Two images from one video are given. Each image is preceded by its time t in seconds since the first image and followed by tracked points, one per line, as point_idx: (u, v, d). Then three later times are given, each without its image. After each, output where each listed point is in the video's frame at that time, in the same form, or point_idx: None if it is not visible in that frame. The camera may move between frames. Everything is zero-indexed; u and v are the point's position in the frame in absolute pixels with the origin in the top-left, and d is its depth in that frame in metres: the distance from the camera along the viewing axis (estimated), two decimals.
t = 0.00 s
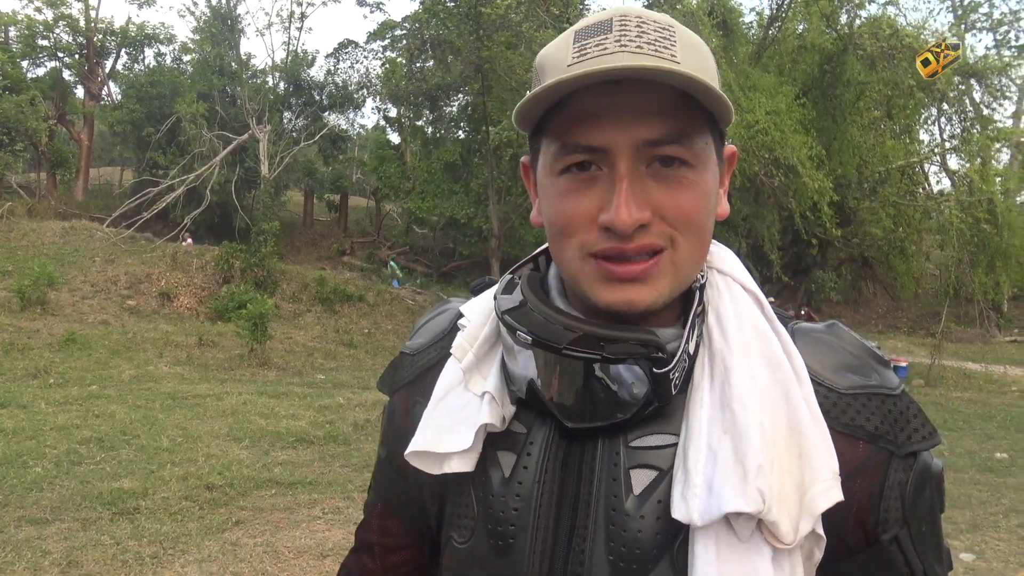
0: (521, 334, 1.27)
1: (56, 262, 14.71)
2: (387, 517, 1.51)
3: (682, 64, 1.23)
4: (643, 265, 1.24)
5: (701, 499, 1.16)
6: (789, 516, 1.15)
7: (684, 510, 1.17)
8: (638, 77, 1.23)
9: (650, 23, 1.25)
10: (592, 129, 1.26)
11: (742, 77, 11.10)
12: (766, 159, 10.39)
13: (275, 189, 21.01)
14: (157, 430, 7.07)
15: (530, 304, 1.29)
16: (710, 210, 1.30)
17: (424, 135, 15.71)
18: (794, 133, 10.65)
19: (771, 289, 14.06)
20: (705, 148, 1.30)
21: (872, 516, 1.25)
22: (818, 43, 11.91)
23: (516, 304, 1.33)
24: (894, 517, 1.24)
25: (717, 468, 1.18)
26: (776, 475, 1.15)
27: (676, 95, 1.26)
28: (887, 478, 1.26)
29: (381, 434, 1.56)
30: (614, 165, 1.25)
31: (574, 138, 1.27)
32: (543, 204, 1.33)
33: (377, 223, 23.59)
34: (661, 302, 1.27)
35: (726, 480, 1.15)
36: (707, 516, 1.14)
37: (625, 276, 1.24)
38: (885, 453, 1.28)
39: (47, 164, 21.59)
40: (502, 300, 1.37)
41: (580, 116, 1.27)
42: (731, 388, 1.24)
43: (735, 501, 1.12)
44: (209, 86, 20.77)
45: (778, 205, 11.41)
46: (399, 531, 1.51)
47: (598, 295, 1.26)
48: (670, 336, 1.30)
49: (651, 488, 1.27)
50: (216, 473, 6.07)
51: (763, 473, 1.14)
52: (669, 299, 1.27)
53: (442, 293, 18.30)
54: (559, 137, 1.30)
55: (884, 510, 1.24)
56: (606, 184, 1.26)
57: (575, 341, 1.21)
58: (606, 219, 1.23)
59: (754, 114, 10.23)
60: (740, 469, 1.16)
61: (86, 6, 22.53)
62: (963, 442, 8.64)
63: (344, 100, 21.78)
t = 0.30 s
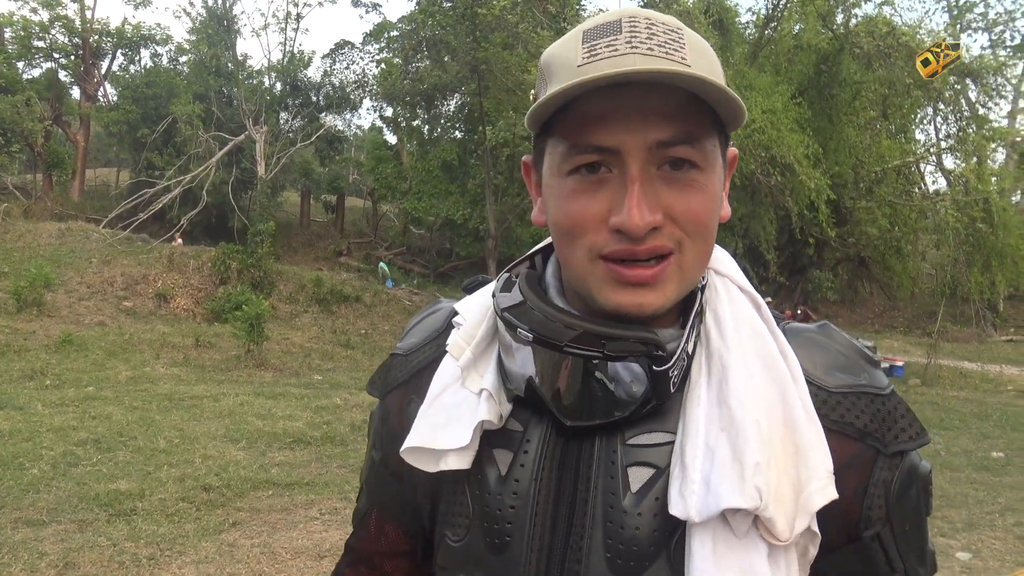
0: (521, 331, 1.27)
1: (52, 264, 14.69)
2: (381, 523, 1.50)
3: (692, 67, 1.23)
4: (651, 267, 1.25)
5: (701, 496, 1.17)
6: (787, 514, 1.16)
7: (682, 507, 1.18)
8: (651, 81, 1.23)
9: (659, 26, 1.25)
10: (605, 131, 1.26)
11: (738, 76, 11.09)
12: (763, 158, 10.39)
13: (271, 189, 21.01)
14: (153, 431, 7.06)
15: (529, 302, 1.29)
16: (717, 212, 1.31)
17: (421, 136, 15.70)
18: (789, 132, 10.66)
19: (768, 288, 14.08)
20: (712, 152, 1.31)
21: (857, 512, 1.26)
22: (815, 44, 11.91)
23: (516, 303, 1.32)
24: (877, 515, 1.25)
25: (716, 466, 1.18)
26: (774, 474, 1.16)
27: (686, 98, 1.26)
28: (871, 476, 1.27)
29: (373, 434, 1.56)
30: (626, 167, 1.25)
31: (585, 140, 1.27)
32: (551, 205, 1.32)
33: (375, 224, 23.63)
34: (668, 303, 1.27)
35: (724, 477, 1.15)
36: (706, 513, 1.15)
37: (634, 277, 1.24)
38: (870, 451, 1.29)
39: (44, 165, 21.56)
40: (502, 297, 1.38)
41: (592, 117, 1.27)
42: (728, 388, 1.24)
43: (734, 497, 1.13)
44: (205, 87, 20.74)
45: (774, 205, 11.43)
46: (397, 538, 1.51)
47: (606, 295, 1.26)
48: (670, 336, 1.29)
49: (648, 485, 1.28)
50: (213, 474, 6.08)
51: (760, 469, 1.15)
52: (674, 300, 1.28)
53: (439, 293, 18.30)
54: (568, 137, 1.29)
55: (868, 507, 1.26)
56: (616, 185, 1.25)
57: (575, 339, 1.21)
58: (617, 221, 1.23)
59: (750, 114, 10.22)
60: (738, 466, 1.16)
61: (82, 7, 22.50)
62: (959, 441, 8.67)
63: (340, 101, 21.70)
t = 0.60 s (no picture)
0: (529, 329, 1.31)
1: (47, 266, 14.65)
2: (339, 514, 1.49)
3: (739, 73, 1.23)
4: (679, 268, 1.21)
5: (711, 493, 1.18)
6: (788, 510, 1.20)
7: (692, 502, 1.18)
8: (701, 79, 1.21)
9: (703, 30, 1.25)
10: (652, 115, 1.20)
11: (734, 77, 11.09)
12: (758, 157, 10.40)
13: (267, 191, 20.99)
14: (149, 433, 7.05)
15: (529, 297, 1.32)
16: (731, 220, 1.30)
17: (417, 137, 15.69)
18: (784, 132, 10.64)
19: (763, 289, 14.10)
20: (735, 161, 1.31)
21: (831, 496, 1.36)
22: (809, 45, 11.64)
23: (513, 298, 1.35)
24: (847, 498, 1.36)
25: (722, 460, 1.20)
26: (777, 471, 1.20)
27: (727, 102, 1.25)
28: (841, 462, 1.38)
29: (323, 424, 1.51)
30: (668, 162, 1.21)
31: (628, 124, 1.21)
32: (572, 193, 1.24)
33: (370, 225, 23.65)
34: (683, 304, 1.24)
35: (733, 474, 1.17)
36: (717, 510, 1.16)
37: (663, 277, 1.20)
38: (838, 441, 1.39)
39: (39, 167, 21.50)
40: (497, 290, 1.39)
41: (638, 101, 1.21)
42: (729, 384, 1.26)
43: (745, 492, 1.15)
44: (200, 88, 20.69)
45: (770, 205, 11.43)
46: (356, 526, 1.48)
47: (628, 293, 1.21)
48: (666, 330, 1.27)
49: (643, 483, 1.29)
50: (208, 476, 6.06)
51: (768, 466, 1.19)
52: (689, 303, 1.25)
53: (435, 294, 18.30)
54: (609, 124, 1.22)
55: (841, 491, 1.36)
56: (655, 180, 1.20)
57: (587, 338, 1.25)
58: (658, 218, 1.18)
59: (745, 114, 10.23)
60: (747, 461, 1.19)
61: (77, 9, 22.44)
62: (954, 441, 8.71)
63: (336, 102, 21.71)
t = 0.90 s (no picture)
0: (529, 335, 1.26)
1: (41, 269, 14.61)
2: (282, 536, 1.38)
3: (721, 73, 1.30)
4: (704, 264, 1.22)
5: (688, 483, 1.21)
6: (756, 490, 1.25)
7: (669, 491, 1.21)
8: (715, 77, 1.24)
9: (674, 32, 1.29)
10: (690, 124, 1.17)
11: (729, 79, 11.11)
12: (752, 160, 10.43)
13: (262, 193, 20.99)
14: (143, 436, 7.04)
15: (504, 296, 1.28)
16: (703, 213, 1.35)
17: (413, 140, 15.71)
18: (779, 134, 10.65)
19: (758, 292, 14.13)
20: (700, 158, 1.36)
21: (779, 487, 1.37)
22: (803, 48, 11.61)
23: (486, 297, 1.30)
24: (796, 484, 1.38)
25: (696, 449, 1.23)
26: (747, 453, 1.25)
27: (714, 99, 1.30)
28: (791, 448, 1.40)
29: (267, 441, 1.40)
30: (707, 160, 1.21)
31: (669, 130, 1.16)
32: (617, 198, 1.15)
33: (365, 227, 23.70)
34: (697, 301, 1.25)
35: (710, 462, 1.21)
36: (697, 496, 1.19)
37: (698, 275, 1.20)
38: (784, 429, 1.41)
39: (33, 169, 21.47)
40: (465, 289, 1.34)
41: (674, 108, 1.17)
42: (694, 377, 1.29)
43: (725, 479, 1.19)
44: (195, 91, 20.69)
45: (764, 208, 11.45)
46: (300, 548, 1.38)
47: (669, 297, 1.19)
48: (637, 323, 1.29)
49: (618, 483, 1.31)
50: (203, 479, 6.05)
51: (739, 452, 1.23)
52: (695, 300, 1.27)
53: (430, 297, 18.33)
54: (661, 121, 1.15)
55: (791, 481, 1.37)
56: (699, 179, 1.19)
57: (579, 340, 1.24)
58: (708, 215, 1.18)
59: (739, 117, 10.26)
60: (719, 448, 1.23)
61: (71, 11, 22.41)
62: (949, 444, 8.75)
63: (331, 105, 21.74)
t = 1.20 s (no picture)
0: (543, 341, 1.29)
1: (33, 270, 14.55)
2: (251, 538, 1.35)
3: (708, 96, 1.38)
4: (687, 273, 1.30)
5: (680, 474, 1.28)
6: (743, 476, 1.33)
7: (663, 482, 1.28)
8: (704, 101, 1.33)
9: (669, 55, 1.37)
10: (685, 140, 1.27)
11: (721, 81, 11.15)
12: (744, 162, 10.47)
13: (255, 194, 20.94)
14: (136, 438, 7.02)
15: (512, 301, 1.31)
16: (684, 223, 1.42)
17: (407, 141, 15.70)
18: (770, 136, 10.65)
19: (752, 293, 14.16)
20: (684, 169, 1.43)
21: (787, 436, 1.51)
22: (796, 49, 11.97)
23: (492, 298, 1.32)
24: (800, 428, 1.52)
25: (685, 442, 1.31)
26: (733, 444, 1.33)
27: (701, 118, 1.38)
28: (783, 401, 1.53)
29: (242, 439, 1.37)
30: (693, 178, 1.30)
31: (668, 143, 1.25)
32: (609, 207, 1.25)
33: (359, 228, 23.67)
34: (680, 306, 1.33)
35: (698, 452, 1.29)
36: (689, 486, 1.26)
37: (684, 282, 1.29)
38: (770, 385, 1.54)
39: (24, 171, 21.36)
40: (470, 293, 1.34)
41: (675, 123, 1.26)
42: (679, 375, 1.37)
43: (714, 467, 1.27)
44: (188, 92, 20.61)
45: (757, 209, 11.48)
46: (269, 552, 1.36)
47: (655, 300, 1.28)
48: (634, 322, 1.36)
49: (606, 478, 1.36)
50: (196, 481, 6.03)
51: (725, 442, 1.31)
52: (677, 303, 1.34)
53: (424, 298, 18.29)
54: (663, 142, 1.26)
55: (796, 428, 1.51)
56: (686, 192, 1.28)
57: (593, 342, 1.29)
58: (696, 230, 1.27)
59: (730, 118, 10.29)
60: (707, 440, 1.31)
61: (64, 11, 22.33)
62: (942, 444, 8.78)
63: (324, 106, 21.73)
